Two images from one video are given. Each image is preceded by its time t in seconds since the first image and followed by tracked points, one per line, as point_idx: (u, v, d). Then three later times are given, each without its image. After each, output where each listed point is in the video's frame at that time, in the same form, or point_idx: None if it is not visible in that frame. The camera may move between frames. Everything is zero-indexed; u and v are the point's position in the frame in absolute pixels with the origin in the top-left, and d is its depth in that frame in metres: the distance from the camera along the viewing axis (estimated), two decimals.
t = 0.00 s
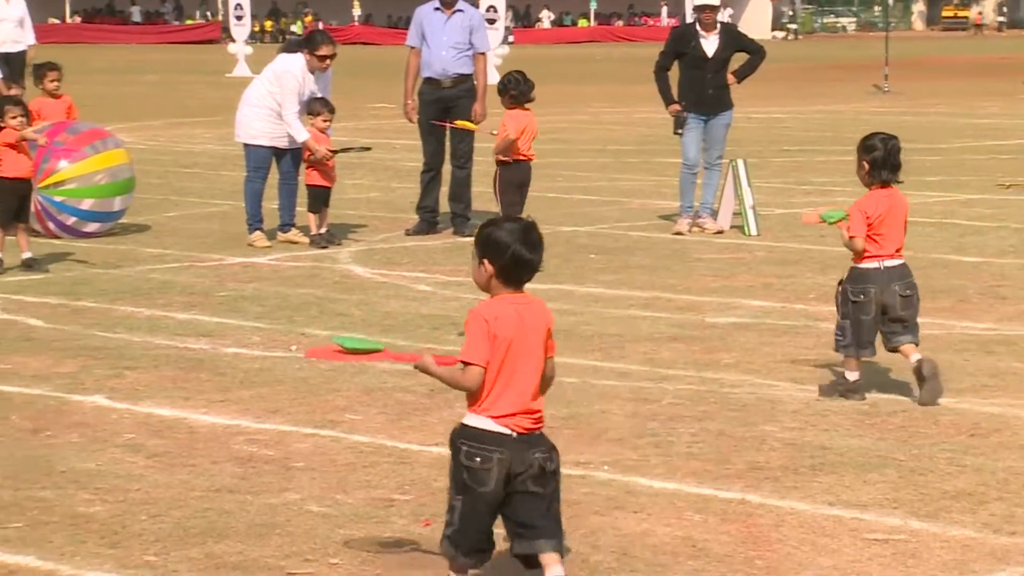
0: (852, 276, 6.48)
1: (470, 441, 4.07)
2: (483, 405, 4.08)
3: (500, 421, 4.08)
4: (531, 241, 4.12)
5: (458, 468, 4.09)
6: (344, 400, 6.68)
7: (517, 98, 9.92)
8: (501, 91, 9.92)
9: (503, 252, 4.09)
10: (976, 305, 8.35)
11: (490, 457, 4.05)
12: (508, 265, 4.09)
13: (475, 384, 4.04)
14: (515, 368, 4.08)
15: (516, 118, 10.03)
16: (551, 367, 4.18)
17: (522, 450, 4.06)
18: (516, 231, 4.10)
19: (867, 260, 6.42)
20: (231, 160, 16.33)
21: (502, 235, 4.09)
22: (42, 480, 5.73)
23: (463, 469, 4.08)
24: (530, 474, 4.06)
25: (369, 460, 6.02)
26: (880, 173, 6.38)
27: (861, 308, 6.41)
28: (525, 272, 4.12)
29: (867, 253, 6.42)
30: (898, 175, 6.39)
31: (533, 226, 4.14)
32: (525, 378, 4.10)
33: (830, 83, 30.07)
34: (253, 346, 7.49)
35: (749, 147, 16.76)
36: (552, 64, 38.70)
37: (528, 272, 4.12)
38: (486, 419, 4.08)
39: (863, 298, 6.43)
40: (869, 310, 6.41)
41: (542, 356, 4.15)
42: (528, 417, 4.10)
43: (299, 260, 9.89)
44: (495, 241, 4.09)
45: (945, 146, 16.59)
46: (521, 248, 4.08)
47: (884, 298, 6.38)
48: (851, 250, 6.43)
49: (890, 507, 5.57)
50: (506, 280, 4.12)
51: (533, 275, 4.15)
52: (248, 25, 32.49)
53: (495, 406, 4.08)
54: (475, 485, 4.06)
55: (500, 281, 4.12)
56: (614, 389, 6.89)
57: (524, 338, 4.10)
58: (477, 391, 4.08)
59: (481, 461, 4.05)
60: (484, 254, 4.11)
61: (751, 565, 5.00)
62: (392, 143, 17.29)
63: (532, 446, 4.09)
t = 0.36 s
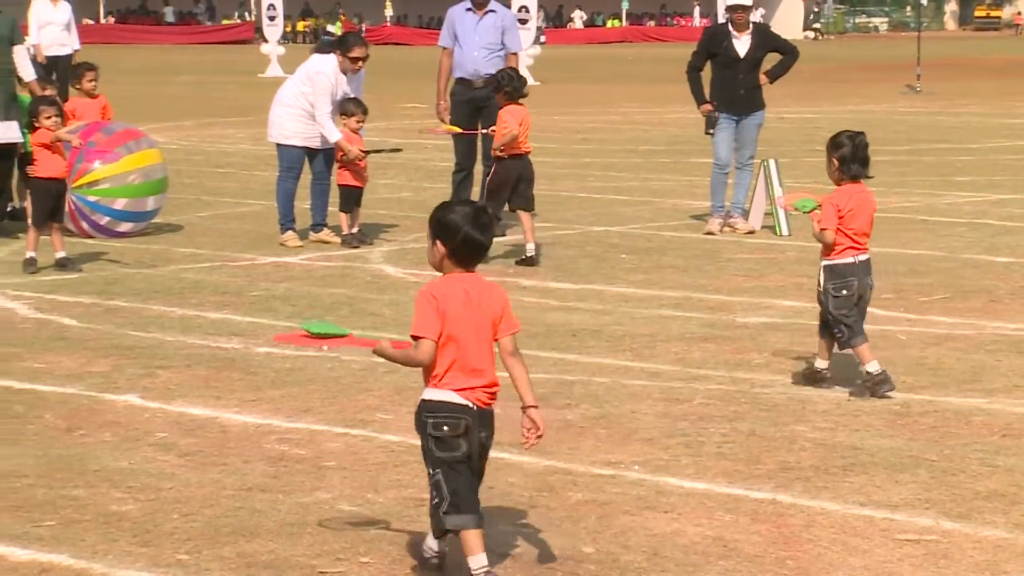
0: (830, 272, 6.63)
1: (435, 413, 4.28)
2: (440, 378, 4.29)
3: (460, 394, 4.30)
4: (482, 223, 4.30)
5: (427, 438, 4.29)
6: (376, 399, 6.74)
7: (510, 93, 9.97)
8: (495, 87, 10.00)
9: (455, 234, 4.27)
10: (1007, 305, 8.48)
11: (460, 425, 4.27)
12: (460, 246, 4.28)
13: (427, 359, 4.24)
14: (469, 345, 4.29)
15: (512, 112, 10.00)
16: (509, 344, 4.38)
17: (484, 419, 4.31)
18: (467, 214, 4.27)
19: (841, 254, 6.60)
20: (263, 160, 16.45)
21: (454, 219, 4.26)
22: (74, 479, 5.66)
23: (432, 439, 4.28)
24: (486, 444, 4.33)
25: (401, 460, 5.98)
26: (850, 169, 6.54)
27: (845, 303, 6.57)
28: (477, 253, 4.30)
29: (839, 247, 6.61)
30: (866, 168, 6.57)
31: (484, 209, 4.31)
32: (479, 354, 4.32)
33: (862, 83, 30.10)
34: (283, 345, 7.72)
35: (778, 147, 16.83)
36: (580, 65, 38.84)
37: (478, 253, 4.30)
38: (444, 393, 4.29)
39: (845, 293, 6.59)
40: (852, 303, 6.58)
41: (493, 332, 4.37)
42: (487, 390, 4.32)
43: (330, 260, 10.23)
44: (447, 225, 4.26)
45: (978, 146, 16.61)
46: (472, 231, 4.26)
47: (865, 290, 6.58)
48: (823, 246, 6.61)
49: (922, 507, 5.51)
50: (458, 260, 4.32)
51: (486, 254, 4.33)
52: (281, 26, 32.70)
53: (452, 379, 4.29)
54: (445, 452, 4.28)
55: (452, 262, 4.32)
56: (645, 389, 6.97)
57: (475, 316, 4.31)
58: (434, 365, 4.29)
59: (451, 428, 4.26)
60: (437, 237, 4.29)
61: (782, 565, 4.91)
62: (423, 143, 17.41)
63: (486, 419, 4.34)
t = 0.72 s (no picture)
0: (801, 261, 6.84)
1: (401, 391, 4.46)
2: (413, 357, 4.48)
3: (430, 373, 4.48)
4: (461, 206, 4.56)
5: (389, 415, 4.48)
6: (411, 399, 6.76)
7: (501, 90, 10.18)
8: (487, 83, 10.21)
9: (438, 217, 4.51)
10: None
11: (418, 405, 4.43)
12: (442, 229, 4.51)
13: (402, 338, 4.44)
14: (442, 326, 4.48)
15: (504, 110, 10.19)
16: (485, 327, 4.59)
17: (446, 400, 4.45)
18: (448, 198, 4.52)
19: (817, 246, 6.81)
20: (296, 159, 16.52)
21: (435, 203, 4.51)
22: (108, 478, 5.69)
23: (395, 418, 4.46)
24: (451, 425, 4.45)
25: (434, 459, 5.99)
26: (824, 161, 6.81)
27: (806, 292, 6.79)
28: (458, 236, 4.54)
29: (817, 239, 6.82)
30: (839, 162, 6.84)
31: (464, 194, 4.56)
32: (451, 335, 4.49)
33: (896, 83, 29.93)
34: (317, 345, 7.76)
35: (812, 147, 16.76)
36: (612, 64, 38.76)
37: (457, 236, 4.54)
38: (415, 371, 4.48)
39: (810, 283, 6.79)
40: (816, 292, 6.78)
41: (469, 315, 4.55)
42: (456, 368, 4.49)
43: (362, 260, 10.24)
44: (429, 209, 4.51)
45: (1015, 146, 16.49)
46: (453, 212, 4.51)
47: (834, 281, 6.77)
48: (800, 237, 6.83)
49: (957, 508, 5.48)
50: (440, 243, 4.54)
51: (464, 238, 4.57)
52: (314, 24, 32.80)
53: (425, 358, 4.47)
54: (404, 432, 4.45)
55: (435, 244, 4.55)
56: (679, 389, 6.96)
57: (449, 298, 4.50)
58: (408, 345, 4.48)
59: (411, 408, 4.43)
60: (420, 221, 4.53)
61: (816, 566, 4.89)
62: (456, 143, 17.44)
63: (456, 398, 4.48)
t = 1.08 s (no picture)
0: (776, 260, 6.95)
1: (387, 379, 4.61)
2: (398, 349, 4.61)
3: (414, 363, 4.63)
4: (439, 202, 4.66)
5: (378, 402, 4.62)
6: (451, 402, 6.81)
7: (519, 93, 10.37)
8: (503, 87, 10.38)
9: (415, 214, 4.62)
10: None
11: (404, 392, 4.58)
12: (421, 224, 4.63)
13: (390, 333, 4.55)
14: (425, 319, 4.61)
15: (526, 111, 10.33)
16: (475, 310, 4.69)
17: (430, 388, 4.60)
18: (426, 195, 4.63)
19: (787, 243, 6.92)
20: (338, 162, 16.63)
21: (413, 200, 4.61)
22: (152, 479, 5.74)
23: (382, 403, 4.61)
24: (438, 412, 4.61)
25: (475, 461, 6.01)
26: (796, 162, 6.86)
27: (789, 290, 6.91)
28: (437, 229, 4.66)
29: (787, 237, 6.92)
30: (811, 161, 6.88)
31: (440, 189, 4.67)
32: (434, 327, 4.63)
33: (939, 86, 29.76)
34: (358, 348, 7.83)
35: (852, 149, 16.71)
36: (652, 67, 38.74)
37: (437, 230, 4.66)
38: (401, 362, 4.62)
39: (789, 281, 6.91)
40: (794, 291, 6.90)
41: (453, 306, 4.69)
42: (437, 359, 4.63)
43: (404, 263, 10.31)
44: (408, 206, 4.62)
45: None
46: (431, 209, 4.62)
47: (809, 279, 6.90)
48: (770, 235, 6.91)
49: (999, 512, 5.46)
50: (420, 238, 4.66)
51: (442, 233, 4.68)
52: (356, 28, 32.97)
53: (409, 350, 4.62)
54: (392, 417, 4.60)
55: (415, 239, 4.66)
56: (719, 392, 6.97)
57: (432, 292, 4.63)
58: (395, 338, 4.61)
59: (398, 395, 4.58)
60: (399, 217, 4.63)
61: (857, 569, 4.89)
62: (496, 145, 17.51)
63: (437, 389, 4.63)
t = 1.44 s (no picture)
0: (766, 259, 7.28)
1: (402, 367, 4.90)
2: (409, 336, 4.91)
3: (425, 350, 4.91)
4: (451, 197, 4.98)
5: (390, 390, 4.91)
6: (495, 408, 6.84)
7: (554, 98, 10.36)
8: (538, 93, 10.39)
9: (427, 206, 4.95)
10: None
11: (416, 380, 4.87)
12: (432, 215, 4.95)
13: (398, 316, 4.87)
14: (434, 308, 4.90)
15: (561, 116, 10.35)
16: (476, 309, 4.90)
17: (442, 375, 4.88)
18: (438, 188, 4.95)
19: (777, 243, 7.26)
20: (383, 168, 16.71)
21: (422, 193, 4.96)
22: (198, 483, 5.78)
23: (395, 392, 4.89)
24: (452, 398, 4.89)
25: (519, 467, 6.03)
26: (791, 162, 7.23)
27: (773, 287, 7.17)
28: (448, 221, 4.95)
29: (777, 237, 7.26)
30: (806, 163, 7.24)
31: (454, 185, 4.98)
32: (443, 316, 4.91)
33: (988, 92, 29.52)
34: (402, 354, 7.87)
35: (899, 156, 16.61)
36: (698, 73, 38.68)
37: (448, 221, 4.96)
38: (412, 349, 4.91)
39: (773, 279, 7.19)
40: (778, 287, 7.16)
41: (464, 298, 4.96)
42: (449, 348, 4.91)
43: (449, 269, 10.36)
44: (420, 198, 4.96)
45: None
46: (441, 201, 4.94)
47: (795, 275, 7.15)
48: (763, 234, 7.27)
49: None
50: (432, 230, 4.98)
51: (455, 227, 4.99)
52: (401, 35, 33.12)
53: (419, 337, 4.90)
54: (403, 404, 4.88)
55: (427, 231, 4.98)
56: (764, 399, 6.95)
57: (440, 282, 4.92)
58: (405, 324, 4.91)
59: (410, 383, 4.87)
60: (414, 209, 4.98)
61: None
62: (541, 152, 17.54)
63: (451, 375, 4.91)
